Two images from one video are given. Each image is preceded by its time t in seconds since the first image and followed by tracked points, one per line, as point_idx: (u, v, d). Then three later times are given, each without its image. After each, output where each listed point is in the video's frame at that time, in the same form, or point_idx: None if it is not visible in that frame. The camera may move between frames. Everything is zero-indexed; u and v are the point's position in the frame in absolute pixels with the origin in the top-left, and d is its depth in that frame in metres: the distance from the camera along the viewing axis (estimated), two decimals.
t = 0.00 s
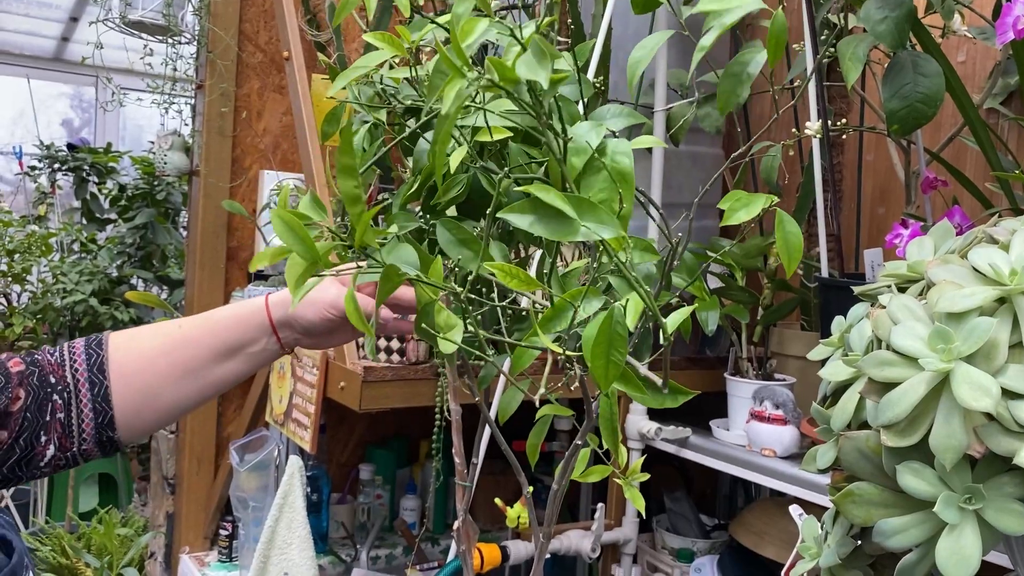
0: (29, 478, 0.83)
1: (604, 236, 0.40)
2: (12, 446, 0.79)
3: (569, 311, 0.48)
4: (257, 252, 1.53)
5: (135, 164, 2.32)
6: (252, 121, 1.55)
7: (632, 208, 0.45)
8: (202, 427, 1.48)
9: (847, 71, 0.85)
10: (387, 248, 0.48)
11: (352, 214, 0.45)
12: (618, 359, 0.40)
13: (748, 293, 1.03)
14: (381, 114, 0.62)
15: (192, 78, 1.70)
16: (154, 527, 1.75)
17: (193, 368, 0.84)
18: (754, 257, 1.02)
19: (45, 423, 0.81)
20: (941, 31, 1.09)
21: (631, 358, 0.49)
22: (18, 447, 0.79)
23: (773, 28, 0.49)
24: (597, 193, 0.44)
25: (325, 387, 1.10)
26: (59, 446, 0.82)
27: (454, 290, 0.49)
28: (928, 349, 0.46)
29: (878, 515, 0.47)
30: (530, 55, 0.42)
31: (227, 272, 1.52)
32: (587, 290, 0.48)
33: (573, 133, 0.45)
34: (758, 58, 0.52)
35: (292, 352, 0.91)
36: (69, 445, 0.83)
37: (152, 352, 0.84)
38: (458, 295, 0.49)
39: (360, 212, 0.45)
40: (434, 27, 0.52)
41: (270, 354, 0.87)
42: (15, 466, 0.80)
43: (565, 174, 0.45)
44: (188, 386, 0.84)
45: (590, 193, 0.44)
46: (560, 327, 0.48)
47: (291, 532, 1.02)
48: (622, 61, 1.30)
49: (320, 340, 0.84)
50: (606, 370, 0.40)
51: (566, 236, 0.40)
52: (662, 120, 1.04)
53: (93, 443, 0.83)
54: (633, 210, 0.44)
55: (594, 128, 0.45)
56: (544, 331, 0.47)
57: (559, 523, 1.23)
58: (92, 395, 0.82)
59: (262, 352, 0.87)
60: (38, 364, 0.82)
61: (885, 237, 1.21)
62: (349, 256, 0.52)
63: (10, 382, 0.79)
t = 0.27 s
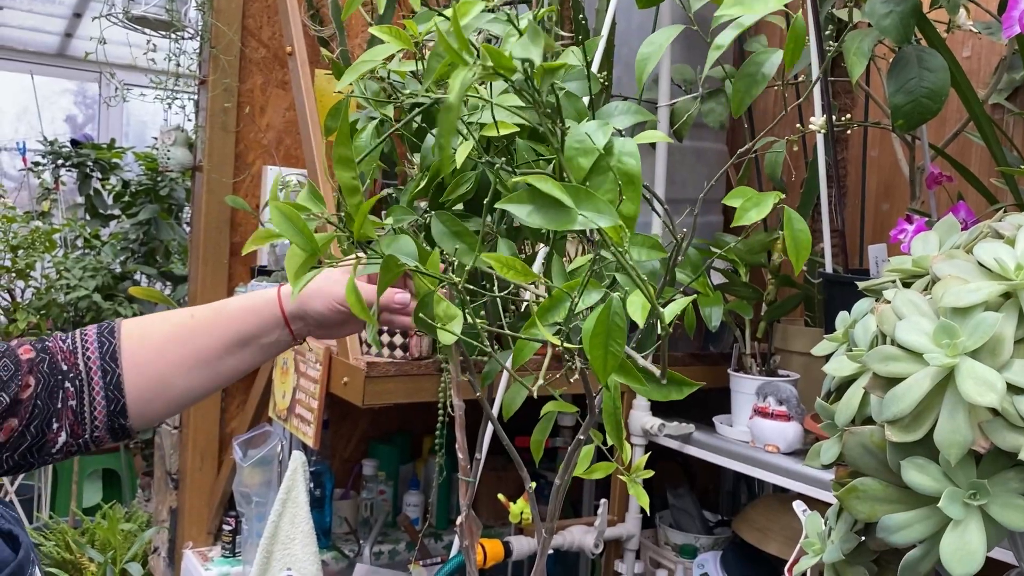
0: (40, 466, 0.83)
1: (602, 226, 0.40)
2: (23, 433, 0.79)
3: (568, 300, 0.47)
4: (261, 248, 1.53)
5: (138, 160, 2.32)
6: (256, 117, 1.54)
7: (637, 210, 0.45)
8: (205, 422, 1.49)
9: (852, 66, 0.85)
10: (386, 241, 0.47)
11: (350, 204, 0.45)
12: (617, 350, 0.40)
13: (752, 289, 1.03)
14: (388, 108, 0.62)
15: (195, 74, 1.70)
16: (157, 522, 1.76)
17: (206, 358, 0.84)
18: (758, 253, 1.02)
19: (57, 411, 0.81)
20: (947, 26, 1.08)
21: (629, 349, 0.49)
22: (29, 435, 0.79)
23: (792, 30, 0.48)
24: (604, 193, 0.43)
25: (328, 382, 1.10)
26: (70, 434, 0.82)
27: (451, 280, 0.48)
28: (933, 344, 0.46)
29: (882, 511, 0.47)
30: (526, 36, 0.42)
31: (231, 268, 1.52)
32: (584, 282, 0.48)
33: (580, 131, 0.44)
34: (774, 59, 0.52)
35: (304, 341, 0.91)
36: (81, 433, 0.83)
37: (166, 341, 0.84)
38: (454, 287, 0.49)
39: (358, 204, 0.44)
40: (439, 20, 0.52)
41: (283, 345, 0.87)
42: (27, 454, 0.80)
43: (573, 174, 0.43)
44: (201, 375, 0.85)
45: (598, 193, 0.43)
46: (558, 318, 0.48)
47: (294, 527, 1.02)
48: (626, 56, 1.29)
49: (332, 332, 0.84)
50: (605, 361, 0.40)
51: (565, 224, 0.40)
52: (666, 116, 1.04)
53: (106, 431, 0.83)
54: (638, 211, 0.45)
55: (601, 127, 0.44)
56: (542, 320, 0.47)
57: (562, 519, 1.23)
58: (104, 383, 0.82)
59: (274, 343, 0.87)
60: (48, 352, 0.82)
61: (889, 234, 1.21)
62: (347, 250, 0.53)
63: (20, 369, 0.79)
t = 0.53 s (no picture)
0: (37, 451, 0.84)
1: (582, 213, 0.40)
2: (20, 421, 0.79)
3: (557, 287, 0.48)
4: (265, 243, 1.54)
5: (143, 155, 2.32)
6: (260, 112, 1.55)
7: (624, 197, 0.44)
8: (210, 417, 1.49)
9: (858, 60, 0.84)
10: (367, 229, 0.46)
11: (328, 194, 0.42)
12: (609, 338, 0.40)
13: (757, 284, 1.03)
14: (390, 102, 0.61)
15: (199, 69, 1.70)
16: (162, 516, 1.77)
17: (211, 352, 0.85)
18: (763, 249, 1.02)
19: (56, 400, 0.81)
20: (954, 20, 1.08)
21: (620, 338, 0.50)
22: (27, 423, 0.79)
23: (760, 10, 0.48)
24: (590, 179, 0.44)
25: (333, 377, 1.10)
26: (70, 421, 0.83)
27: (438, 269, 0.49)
28: (940, 340, 0.46)
29: (889, 507, 0.47)
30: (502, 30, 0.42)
31: (235, 263, 1.52)
32: (574, 269, 0.49)
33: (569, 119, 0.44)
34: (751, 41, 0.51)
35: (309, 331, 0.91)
36: (80, 420, 0.83)
37: (170, 332, 0.84)
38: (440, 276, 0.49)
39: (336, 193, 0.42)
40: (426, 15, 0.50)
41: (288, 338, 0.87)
42: (25, 441, 0.81)
43: (560, 160, 0.44)
44: (205, 367, 0.85)
45: (583, 179, 0.44)
46: (547, 302, 0.49)
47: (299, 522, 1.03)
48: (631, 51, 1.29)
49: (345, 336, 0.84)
50: (597, 348, 0.41)
51: (546, 213, 0.40)
52: (671, 111, 1.03)
53: (105, 419, 0.84)
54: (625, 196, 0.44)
55: (590, 114, 0.44)
56: (532, 304, 0.48)
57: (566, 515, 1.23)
58: (106, 373, 0.82)
59: (279, 336, 0.87)
60: (47, 340, 0.82)
61: (895, 229, 1.21)
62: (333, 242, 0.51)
63: (17, 357, 0.79)
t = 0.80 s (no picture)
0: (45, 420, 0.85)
1: (600, 204, 0.40)
2: (24, 394, 0.80)
3: (567, 279, 0.48)
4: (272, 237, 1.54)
5: (149, 150, 2.33)
6: (267, 106, 1.54)
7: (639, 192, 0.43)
8: (216, 411, 1.49)
9: (869, 54, 0.83)
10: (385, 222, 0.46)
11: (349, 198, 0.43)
12: (619, 332, 0.40)
13: (765, 280, 1.02)
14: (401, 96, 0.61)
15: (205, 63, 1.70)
16: (169, 510, 1.78)
17: (221, 326, 0.84)
18: (771, 244, 1.01)
19: (62, 371, 0.82)
20: (965, 13, 1.07)
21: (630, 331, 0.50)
22: (33, 395, 0.80)
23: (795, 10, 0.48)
24: (606, 175, 0.43)
25: (339, 371, 1.10)
26: (78, 392, 0.84)
27: (450, 260, 0.48)
28: (952, 334, 0.45)
29: (900, 503, 0.47)
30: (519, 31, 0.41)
31: (242, 257, 1.53)
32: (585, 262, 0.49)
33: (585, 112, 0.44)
34: (779, 39, 0.52)
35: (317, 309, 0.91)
36: (88, 391, 0.84)
37: (182, 304, 0.83)
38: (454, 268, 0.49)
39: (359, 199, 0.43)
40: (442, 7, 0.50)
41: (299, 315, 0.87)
42: (33, 411, 0.82)
43: (576, 154, 0.44)
44: (214, 340, 0.85)
45: (600, 173, 0.44)
46: (556, 294, 0.49)
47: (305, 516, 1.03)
48: (638, 45, 1.28)
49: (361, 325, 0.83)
50: (607, 343, 0.40)
51: (563, 204, 0.40)
52: (679, 105, 1.03)
53: (114, 388, 0.85)
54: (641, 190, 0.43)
55: (604, 108, 0.44)
56: (542, 295, 0.48)
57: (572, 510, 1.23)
58: (115, 345, 0.83)
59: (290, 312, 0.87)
60: (50, 313, 0.82)
61: (904, 225, 1.20)
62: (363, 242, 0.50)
63: (18, 331, 0.79)
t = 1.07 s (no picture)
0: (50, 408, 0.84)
1: (603, 198, 0.39)
2: (31, 381, 0.79)
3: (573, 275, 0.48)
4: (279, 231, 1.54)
5: (156, 145, 2.33)
6: (274, 100, 1.54)
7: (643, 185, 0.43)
8: (223, 405, 1.50)
9: (881, 47, 0.83)
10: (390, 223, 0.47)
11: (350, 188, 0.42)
12: (626, 327, 0.40)
13: (774, 276, 1.02)
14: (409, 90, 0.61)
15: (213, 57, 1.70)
16: (177, 504, 1.78)
17: (230, 312, 0.84)
18: (781, 239, 1.01)
19: (70, 358, 0.82)
20: (978, 6, 1.06)
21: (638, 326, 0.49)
22: (41, 382, 0.80)
23: None
24: (607, 169, 0.43)
25: (347, 366, 1.10)
26: (87, 378, 0.84)
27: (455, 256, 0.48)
28: (967, 330, 0.45)
29: (913, 500, 0.46)
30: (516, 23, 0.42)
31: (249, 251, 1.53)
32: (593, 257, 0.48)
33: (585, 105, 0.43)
34: (775, 26, 0.51)
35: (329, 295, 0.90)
36: (96, 377, 0.84)
37: (190, 291, 0.84)
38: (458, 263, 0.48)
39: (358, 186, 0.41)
40: None
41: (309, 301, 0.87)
42: (41, 398, 0.81)
43: (577, 148, 0.43)
44: (223, 326, 0.85)
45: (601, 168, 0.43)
46: (562, 291, 0.48)
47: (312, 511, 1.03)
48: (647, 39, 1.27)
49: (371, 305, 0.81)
50: (614, 337, 0.40)
51: (566, 199, 0.39)
52: (688, 99, 1.02)
53: (122, 374, 0.86)
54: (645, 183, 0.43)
55: (607, 101, 0.44)
56: (548, 291, 0.47)
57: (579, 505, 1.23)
58: (123, 333, 0.83)
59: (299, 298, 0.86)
60: (55, 300, 0.82)
61: (914, 220, 1.19)
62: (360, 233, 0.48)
63: (25, 319, 0.79)
